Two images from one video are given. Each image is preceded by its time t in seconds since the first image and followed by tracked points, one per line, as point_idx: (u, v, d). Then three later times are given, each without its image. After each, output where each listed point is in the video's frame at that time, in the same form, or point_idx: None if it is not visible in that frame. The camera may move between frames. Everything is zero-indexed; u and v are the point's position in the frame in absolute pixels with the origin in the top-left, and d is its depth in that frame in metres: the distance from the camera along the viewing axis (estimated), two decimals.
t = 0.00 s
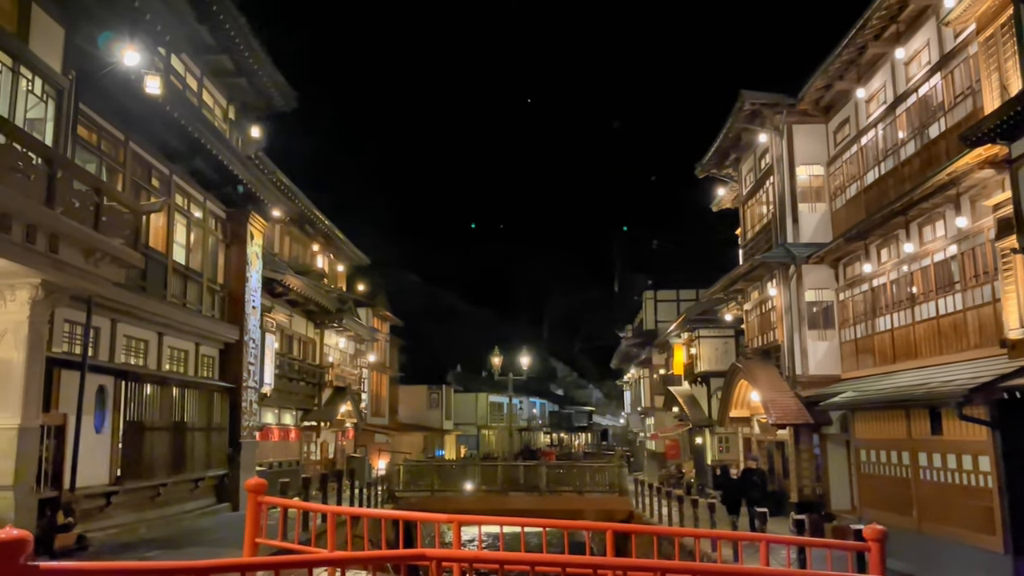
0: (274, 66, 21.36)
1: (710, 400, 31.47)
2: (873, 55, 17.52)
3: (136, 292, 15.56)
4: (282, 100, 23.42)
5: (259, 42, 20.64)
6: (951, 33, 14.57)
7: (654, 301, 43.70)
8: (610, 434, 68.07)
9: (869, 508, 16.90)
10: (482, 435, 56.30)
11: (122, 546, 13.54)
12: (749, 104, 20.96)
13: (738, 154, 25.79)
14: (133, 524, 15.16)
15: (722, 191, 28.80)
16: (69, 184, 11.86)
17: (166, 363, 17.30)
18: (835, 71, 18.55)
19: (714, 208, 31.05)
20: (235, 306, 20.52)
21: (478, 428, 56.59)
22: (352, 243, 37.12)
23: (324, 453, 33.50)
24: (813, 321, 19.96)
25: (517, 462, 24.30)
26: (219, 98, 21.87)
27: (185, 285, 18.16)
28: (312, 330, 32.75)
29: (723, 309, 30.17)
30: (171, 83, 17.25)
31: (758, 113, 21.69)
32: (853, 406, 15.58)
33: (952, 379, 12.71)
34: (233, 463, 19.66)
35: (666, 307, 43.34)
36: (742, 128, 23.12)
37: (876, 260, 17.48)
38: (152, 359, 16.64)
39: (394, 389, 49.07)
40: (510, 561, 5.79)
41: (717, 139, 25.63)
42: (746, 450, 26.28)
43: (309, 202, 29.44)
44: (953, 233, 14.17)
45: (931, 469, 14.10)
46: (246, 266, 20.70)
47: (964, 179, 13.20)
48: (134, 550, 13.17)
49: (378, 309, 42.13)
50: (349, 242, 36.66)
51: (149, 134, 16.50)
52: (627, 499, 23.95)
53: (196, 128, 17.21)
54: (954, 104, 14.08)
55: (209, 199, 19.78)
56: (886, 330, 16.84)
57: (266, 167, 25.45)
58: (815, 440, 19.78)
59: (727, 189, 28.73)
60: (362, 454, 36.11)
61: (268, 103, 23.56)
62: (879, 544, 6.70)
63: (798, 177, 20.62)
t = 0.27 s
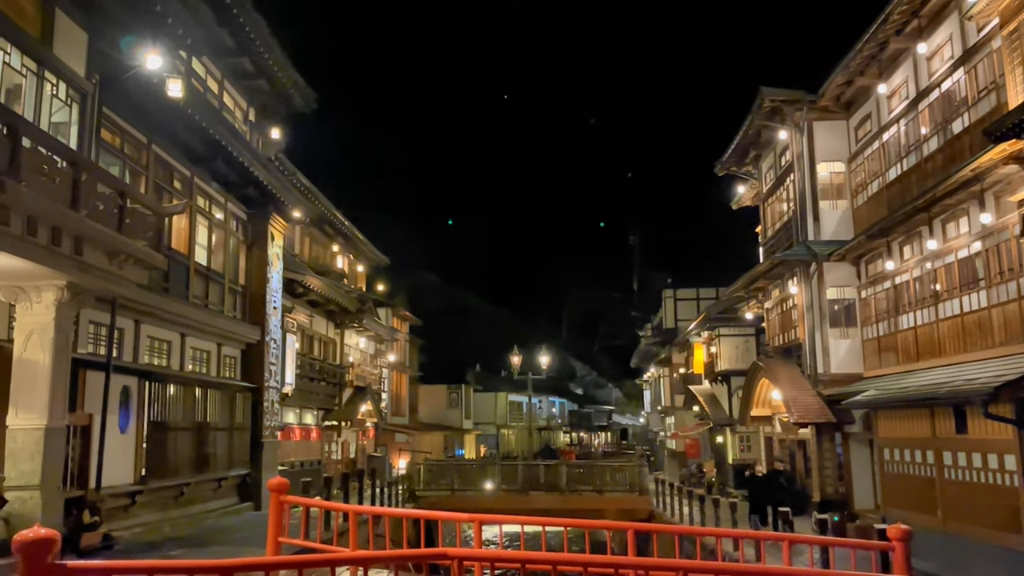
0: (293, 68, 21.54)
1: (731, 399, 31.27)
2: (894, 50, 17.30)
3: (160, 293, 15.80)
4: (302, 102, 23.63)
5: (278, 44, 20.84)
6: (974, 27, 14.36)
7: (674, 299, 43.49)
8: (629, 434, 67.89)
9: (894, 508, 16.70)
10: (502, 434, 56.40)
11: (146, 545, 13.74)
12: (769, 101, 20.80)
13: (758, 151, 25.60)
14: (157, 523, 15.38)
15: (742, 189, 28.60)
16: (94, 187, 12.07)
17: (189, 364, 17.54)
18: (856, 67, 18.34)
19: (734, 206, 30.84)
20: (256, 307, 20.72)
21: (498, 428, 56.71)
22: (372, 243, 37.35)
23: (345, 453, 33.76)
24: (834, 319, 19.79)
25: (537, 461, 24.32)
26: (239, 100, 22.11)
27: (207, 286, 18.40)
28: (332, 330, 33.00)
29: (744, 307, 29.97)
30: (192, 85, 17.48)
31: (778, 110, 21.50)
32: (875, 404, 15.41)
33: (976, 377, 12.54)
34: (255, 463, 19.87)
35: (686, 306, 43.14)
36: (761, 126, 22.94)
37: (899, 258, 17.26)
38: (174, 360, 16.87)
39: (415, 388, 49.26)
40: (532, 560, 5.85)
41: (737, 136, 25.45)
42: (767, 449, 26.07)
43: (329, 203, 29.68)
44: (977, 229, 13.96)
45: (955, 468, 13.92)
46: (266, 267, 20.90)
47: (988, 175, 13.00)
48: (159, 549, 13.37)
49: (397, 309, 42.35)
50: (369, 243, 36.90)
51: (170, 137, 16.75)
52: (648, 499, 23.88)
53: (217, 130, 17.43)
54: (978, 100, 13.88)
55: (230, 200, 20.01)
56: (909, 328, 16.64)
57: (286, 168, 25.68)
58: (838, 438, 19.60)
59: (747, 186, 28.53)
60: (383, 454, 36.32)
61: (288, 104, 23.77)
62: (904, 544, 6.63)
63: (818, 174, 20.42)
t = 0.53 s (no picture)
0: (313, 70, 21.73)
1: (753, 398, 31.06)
2: (918, 44, 17.06)
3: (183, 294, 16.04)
4: (322, 103, 23.84)
5: (298, 46, 21.02)
6: (998, 21, 14.14)
7: (695, 298, 43.25)
8: (650, 433, 67.65)
9: (920, 507, 16.47)
10: (522, 433, 56.46)
11: (172, 544, 13.93)
12: (789, 97, 20.62)
13: (779, 148, 25.39)
14: (183, 522, 15.60)
15: (762, 186, 28.38)
16: (119, 190, 12.27)
17: (212, 364, 17.77)
18: (878, 62, 18.13)
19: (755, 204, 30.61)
20: (278, 307, 20.94)
21: (519, 427, 56.80)
22: (392, 244, 37.59)
23: (367, 452, 34.01)
24: (858, 316, 19.59)
25: (558, 460, 24.31)
26: (260, 102, 22.36)
27: (230, 287, 18.63)
28: (354, 330, 33.24)
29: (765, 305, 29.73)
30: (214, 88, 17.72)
31: (799, 107, 21.28)
32: (899, 402, 15.23)
33: (1002, 375, 12.35)
34: (278, 462, 20.08)
35: (707, 303, 42.86)
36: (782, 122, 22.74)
37: (923, 254, 17.03)
38: (198, 360, 17.10)
39: (435, 388, 49.45)
40: (556, 560, 5.94)
41: (757, 133, 25.24)
42: (790, 449, 25.84)
43: (349, 205, 29.92)
44: (1003, 224, 13.74)
45: (982, 467, 13.70)
46: (288, 268, 21.12)
47: (1014, 169, 12.79)
48: (184, 548, 13.58)
49: (418, 309, 42.57)
50: (389, 243, 37.13)
51: (192, 140, 17.01)
52: (670, 498, 23.78)
53: (238, 132, 17.63)
54: (1003, 94, 13.65)
55: (252, 201, 20.24)
56: (934, 325, 16.41)
57: (306, 170, 25.92)
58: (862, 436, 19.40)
59: (768, 183, 28.31)
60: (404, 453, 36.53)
61: (308, 106, 23.99)
62: (930, 544, 6.56)
63: (840, 170, 20.19)
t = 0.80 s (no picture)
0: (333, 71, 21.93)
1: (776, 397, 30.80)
2: (941, 38, 16.83)
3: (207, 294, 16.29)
4: (342, 104, 24.05)
5: (318, 48, 21.21)
6: None
7: (716, 296, 42.98)
8: (671, 432, 67.36)
9: (947, 506, 16.23)
10: (543, 433, 56.50)
11: (198, 543, 14.14)
12: (810, 93, 20.44)
13: (801, 145, 25.15)
14: (208, 521, 15.82)
15: (783, 183, 28.12)
16: (141, 193, 12.49)
17: (236, 365, 18.01)
18: (900, 56, 17.91)
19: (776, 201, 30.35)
20: (300, 307, 21.15)
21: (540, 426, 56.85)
22: (412, 243, 37.76)
23: (389, 451, 34.23)
24: (881, 314, 19.34)
25: (580, 459, 24.28)
26: (280, 103, 22.61)
27: (252, 287, 18.86)
28: (375, 330, 33.45)
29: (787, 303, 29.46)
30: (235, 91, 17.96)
31: (821, 102, 21.07)
32: (925, 400, 15.03)
33: None
34: (301, 462, 20.28)
35: (728, 302, 42.83)
36: (803, 118, 22.52)
37: (948, 250, 16.80)
38: (222, 361, 17.33)
39: (456, 387, 49.59)
40: (584, 559, 5.99)
41: (779, 129, 25.02)
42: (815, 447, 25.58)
43: (369, 205, 30.15)
44: None
45: (1010, 466, 13.48)
46: (309, 269, 21.33)
47: None
48: (209, 546, 13.78)
49: (439, 309, 42.75)
50: (409, 243, 37.30)
51: (214, 141, 17.26)
52: (693, 497, 23.68)
53: (260, 135, 17.84)
54: None
55: (273, 203, 20.47)
56: (960, 322, 16.19)
57: (327, 171, 26.16)
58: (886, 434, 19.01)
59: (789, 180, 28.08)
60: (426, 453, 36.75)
61: (328, 108, 24.22)
62: (956, 543, 6.48)
63: (863, 166, 19.94)
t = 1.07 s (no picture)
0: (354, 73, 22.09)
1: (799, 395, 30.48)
2: (966, 31, 16.53)
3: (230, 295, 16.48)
4: (363, 106, 24.22)
5: (338, 49, 21.36)
6: None
7: (738, 294, 42.39)
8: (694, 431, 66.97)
9: (973, 504, 15.98)
10: (565, 431, 56.47)
11: (223, 541, 14.33)
12: (833, 87, 20.23)
13: (823, 140, 24.85)
14: (233, 520, 16.04)
15: (805, 179, 27.84)
16: (166, 194, 12.66)
17: (259, 365, 18.22)
18: (924, 49, 17.63)
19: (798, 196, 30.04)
20: (322, 307, 21.34)
21: (561, 425, 56.84)
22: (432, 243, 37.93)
23: (411, 450, 34.44)
24: (906, 311, 19.02)
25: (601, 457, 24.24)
26: (301, 105, 22.83)
27: (274, 288, 19.06)
28: (395, 328, 33.63)
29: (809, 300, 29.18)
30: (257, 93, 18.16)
31: (843, 97, 20.85)
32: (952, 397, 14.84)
33: None
34: (324, 461, 20.46)
35: (750, 300, 42.03)
36: (825, 113, 22.25)
37: (975, 245, 16.52)
38: (245, 360, 17.54)
39: (478, 386, 49.72)
40: (631, 559, 5.99)
41: (800, 125, 24.79)
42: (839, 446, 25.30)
43: (388, 205, 30.34)
44: None
45: None
46: (331, 269, 21.49)
47: None
48: (234, 545, 13.98)
49: (460, 308, 42.89)
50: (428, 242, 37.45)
51: (236, 144, 17.47)
52: (716, 495, 23.60)
53: (280, 136, 18.03)
54: None
55: (295, 204, 20.66)
56: (986, 317, 15.91)
57: (347, 171, 26.36)
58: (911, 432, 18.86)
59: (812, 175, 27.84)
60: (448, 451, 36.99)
61: (349, 110, 24.40)
62: (985, 540, 6.39)
63: (886, 161, 19.67)
